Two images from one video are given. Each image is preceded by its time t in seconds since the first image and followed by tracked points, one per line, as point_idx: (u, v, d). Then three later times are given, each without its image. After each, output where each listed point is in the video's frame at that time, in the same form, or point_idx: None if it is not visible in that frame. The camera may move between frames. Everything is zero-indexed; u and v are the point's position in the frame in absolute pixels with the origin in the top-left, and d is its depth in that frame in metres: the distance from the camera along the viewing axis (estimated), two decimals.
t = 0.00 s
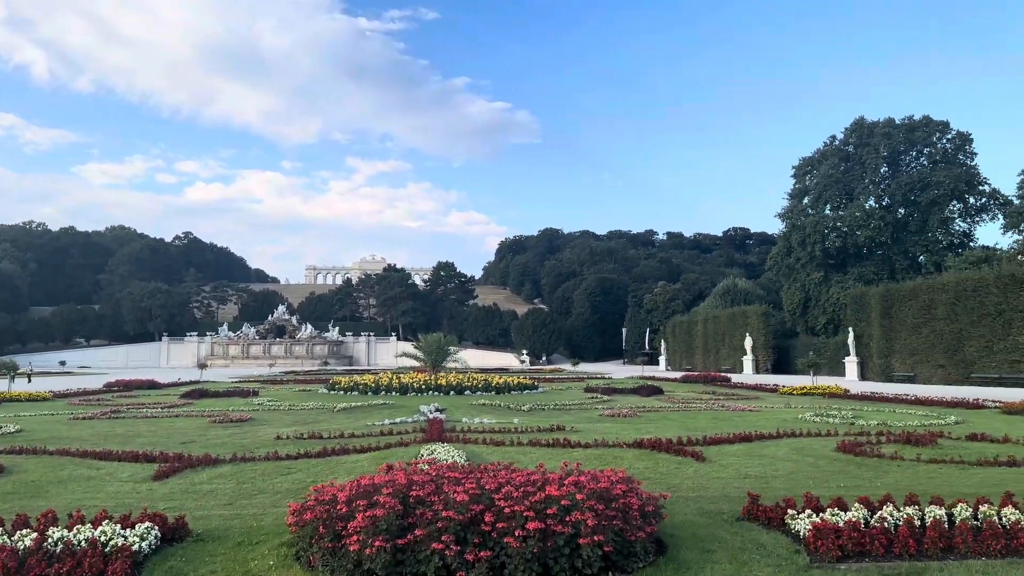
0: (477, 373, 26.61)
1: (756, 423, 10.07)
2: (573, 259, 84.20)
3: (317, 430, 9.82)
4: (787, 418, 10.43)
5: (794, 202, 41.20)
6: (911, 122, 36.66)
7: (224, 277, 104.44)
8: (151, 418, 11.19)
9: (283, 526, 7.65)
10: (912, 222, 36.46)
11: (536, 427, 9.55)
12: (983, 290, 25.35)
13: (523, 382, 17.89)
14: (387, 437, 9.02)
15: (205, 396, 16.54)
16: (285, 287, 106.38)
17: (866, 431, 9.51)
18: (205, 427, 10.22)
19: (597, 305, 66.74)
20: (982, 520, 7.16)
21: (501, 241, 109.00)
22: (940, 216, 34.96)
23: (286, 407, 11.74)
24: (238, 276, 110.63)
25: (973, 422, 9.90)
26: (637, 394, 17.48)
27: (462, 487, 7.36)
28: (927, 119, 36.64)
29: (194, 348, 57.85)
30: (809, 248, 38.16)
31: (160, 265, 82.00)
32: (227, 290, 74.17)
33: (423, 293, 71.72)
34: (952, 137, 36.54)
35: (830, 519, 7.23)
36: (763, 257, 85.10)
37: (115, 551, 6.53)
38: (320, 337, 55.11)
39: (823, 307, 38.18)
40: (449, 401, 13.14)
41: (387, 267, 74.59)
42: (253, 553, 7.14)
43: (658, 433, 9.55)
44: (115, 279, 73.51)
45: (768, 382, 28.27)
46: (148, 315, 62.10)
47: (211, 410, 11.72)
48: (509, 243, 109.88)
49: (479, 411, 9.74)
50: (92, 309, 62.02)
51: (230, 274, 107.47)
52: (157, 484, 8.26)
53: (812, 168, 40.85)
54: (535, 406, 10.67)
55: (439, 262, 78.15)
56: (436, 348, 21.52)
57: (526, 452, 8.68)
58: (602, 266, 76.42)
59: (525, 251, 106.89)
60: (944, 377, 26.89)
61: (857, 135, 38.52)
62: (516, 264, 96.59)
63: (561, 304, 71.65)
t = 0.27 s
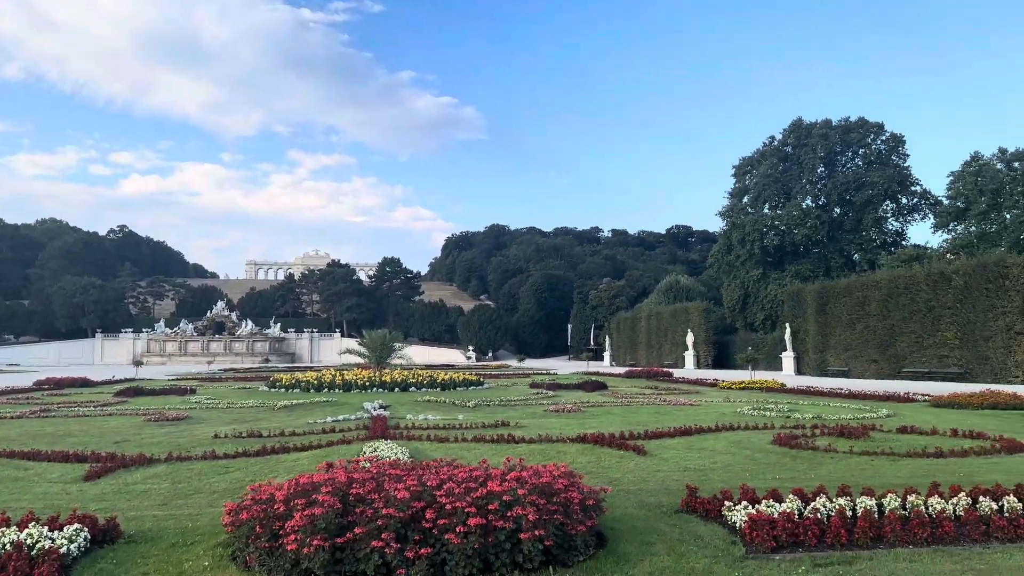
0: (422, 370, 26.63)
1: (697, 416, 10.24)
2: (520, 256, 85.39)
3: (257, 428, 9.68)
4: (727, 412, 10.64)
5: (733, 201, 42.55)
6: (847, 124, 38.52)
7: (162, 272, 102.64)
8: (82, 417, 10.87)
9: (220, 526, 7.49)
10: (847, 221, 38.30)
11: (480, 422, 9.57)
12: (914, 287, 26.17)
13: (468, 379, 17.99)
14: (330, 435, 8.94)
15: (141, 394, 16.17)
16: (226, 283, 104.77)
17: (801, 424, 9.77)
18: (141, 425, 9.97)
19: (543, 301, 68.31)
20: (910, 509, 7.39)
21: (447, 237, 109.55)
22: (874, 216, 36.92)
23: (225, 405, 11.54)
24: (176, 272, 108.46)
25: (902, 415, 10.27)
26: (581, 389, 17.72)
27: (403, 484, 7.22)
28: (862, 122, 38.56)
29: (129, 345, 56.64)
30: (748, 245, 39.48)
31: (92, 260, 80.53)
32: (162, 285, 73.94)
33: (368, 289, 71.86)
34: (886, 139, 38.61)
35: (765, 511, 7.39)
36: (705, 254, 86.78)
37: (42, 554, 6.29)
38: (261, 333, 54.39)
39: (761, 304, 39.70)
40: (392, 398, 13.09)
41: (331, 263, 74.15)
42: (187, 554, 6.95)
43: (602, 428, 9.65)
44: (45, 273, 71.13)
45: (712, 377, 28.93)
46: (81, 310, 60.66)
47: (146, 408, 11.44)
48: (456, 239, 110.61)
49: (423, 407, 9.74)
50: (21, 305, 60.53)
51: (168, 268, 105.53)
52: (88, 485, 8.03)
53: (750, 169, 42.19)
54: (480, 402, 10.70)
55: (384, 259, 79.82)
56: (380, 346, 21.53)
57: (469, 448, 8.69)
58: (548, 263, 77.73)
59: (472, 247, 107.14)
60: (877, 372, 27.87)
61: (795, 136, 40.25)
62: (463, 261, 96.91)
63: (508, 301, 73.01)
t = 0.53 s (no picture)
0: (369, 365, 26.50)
1: (642, 411, 10.38)
2: (470, 252, 85.85)
3: (199, 426, 9.52)
4: (672, 406, 10.82)
5: (679, 199, 43.19)
6: (790, 124, 39.89)
7: (100, 266, 100.01)
8: (12, 415, 10.52)
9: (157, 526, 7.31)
10: (788, 219, 39.78)
11: (428, 418, 9.59)
12: (853, 284, 27.09)
13: (416, 374, 18.02)
14: (274, 432, 8.88)
15: (77, 392, 15.71)
16: (167, 277, 102.44)
17: (744, 417, 9.98)
18: (76, 424, 9.71)
19: (492, 297, 69.45)
20: (846, 501, 7.48)
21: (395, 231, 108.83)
22: (815, 215, 38.64)
23: (164, 402, 11.32)
24: (115, 265, 105.67)
25: (839, 408, 10.60)
26: (530, 384, 17.86)
27: (345, 482, 7.01)
28: (803, 123, 39.92)
29: (64, 342, 55.00)
30: (693, 243, 40.25)
31: (25, 253, 77.86)
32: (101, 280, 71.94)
33: (315, 284, 70.83)
34: (826, 140, 40.25)
35: (705, 503, 7.50)
36: (651, 251, 88.25)
37: None
38: (203, 330, 53.19)
39: (706, 300, 40.57)
40: (339, 394, 13.04)
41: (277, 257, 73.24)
42: (123, 554, 6.73)
43: (548, 423, 9.72)
44: None
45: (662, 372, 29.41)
46: (13, 305, 58.63)
47: (82, 406, 11.13)
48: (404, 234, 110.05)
49: (369, 404, 9.74)
50: None
51: (106, 261, 102.68)
52: (19, 485, 7.78)
53: (696, 167, 42.89)
54: (427, 398, 10.73)
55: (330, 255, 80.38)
56: (327, 342, 21.40)
57: (417, 444, 8.69)
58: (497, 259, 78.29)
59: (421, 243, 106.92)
60: (817, 366, 28.92)
61: (739, 135, 41.12)
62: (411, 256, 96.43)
63: (457, 296, 72.78)
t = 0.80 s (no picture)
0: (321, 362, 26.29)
1: (594, 406, 10.46)
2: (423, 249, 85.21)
3: (143, 425, 9.33)
4: (623, 401, 10.93)
5: (632, 197, 43.73)
6: (739, 125, 40.89)
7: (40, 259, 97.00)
8: None
9: (98, 527, 7.13)
10: (738, 217, 40.86)
11: (379, 416, 9.59)
12: (799, 282, 28.41)
13: (368, 371, 17.97)
14: (221, 430, 8.81)
15: (14, 390, 15.24)
16: (111, 272, 99.80)
17: (692, 412, 10.14)
18: (13, 422, 9.42)
19: (446, 293, 69.84)
20: (791, 493, 7.58)
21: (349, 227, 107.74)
22: (763, 213, 39.60)
23: (107, 400, 11.05)
24: (55, 258, 102.64)
25: (785, 403, 10.84)
26: (483, 381, 17.93)
27: (293, 481, 6.74)
28: (752, 123, 40.95)
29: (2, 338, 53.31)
30: (646, 240, 41.18)
31: None
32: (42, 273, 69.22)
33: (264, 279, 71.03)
34: (774, 140, 41.33)
35: (654, 497, 7.55)
36: (605, 249, 89.07)
37: None
38: (148, 325, 52.06)
39: (657, 297, 41.49)
40: (289, 392, 12.91)
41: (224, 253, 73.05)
42: (61, 557, 6.51)
43: (500, 419, 9.73)
44: None
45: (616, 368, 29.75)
46: None
47: (20, 404, 10.79)
48: (358, 229, 108.96)
49: (320, 402, 9.71)
50: None
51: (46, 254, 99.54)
52: None
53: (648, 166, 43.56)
54: (378, 395, 10.74)
55: (281, 250, 78.55)
56: (276, 339, 21.18)
57: (367, 440, 8.65)
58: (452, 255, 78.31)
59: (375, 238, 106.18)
60: (764, 362, 30.23)
61: (690, 134, 42.05)
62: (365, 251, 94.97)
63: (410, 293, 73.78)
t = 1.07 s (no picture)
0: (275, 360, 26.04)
1: (551, 404, 10.52)
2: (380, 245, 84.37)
3: (90, 424, 9.10)
4: (580, 398, 11.03)
5: (589, 195, 43.96)
6: (694, 125, 41.41)
7: None
8: None
9: (40, 529, 6.91)
10: (693, 216, 41.40)
11: (333, 414, 9.58)
12: (751, 280, 28.97)
13: (322, 369, 17.89)
14: (171, 429, 8.67)
15: None
16: (57, 268, 97.11)
17: (648, 409, 10.28)
18: None
19: (403, 290, 69.95)
20: (742, 488, 7.62)
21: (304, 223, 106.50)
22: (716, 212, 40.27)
23: (52, 399, 10.75)
24: None
25: (738, 399, 11.09)
26: (441, 378, 17.94)
27: (244, 481, 6.42)
28: (707, 124, 41.61)
29: None
30: (604, 238, 41.80)
31: None
32: None
33: (217, 276, 70.53)
34: (728, 141, 42.07)
35: (609, 493, 7.53)
36: (563, 247, 89.69)
37: None
38: (96, 323, 50.82)
39: (614, 294, 42.13)
40: (242, 390, 12.76)
41: (175, 250, 72.19)
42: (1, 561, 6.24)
43: (457, 418, 9.73)
44: None
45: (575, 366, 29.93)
46: None
47: None
48: (314, 225, 107.73)
49: (273, 401, 9.68)
50: None
51: None
52: None
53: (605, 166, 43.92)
54: (334, 393, 10.75)
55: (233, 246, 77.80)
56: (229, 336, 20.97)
57: (322, 439, 8.58)
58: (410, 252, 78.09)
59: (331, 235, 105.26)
60: (717, 358, 30.85)
61: (646, 134, 42.48)
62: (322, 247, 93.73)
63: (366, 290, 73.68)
